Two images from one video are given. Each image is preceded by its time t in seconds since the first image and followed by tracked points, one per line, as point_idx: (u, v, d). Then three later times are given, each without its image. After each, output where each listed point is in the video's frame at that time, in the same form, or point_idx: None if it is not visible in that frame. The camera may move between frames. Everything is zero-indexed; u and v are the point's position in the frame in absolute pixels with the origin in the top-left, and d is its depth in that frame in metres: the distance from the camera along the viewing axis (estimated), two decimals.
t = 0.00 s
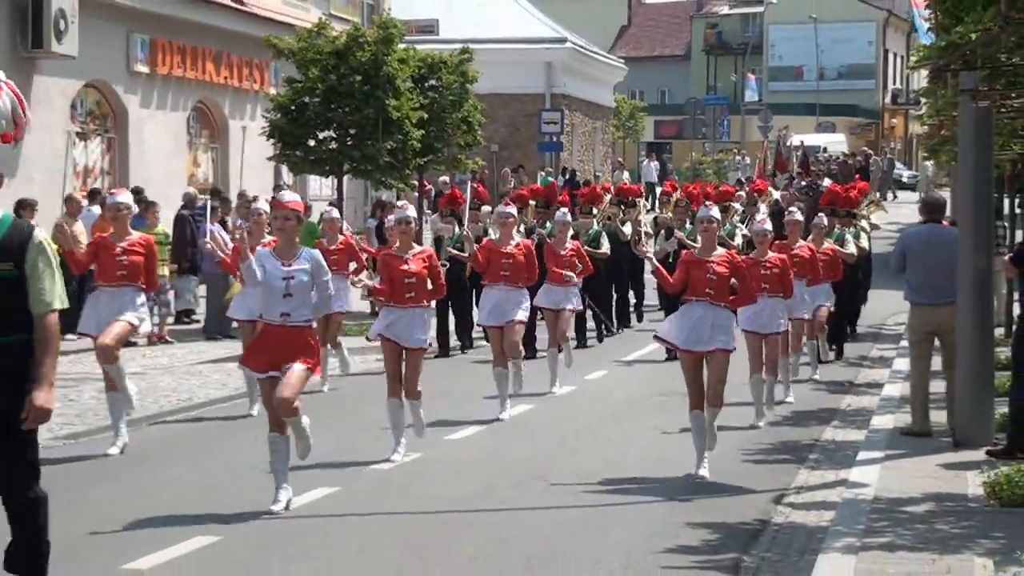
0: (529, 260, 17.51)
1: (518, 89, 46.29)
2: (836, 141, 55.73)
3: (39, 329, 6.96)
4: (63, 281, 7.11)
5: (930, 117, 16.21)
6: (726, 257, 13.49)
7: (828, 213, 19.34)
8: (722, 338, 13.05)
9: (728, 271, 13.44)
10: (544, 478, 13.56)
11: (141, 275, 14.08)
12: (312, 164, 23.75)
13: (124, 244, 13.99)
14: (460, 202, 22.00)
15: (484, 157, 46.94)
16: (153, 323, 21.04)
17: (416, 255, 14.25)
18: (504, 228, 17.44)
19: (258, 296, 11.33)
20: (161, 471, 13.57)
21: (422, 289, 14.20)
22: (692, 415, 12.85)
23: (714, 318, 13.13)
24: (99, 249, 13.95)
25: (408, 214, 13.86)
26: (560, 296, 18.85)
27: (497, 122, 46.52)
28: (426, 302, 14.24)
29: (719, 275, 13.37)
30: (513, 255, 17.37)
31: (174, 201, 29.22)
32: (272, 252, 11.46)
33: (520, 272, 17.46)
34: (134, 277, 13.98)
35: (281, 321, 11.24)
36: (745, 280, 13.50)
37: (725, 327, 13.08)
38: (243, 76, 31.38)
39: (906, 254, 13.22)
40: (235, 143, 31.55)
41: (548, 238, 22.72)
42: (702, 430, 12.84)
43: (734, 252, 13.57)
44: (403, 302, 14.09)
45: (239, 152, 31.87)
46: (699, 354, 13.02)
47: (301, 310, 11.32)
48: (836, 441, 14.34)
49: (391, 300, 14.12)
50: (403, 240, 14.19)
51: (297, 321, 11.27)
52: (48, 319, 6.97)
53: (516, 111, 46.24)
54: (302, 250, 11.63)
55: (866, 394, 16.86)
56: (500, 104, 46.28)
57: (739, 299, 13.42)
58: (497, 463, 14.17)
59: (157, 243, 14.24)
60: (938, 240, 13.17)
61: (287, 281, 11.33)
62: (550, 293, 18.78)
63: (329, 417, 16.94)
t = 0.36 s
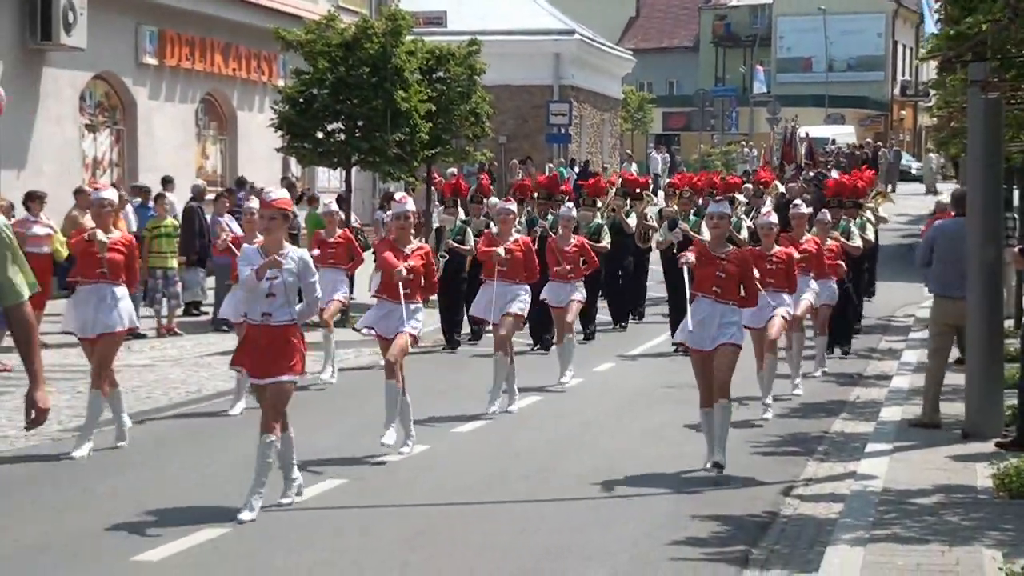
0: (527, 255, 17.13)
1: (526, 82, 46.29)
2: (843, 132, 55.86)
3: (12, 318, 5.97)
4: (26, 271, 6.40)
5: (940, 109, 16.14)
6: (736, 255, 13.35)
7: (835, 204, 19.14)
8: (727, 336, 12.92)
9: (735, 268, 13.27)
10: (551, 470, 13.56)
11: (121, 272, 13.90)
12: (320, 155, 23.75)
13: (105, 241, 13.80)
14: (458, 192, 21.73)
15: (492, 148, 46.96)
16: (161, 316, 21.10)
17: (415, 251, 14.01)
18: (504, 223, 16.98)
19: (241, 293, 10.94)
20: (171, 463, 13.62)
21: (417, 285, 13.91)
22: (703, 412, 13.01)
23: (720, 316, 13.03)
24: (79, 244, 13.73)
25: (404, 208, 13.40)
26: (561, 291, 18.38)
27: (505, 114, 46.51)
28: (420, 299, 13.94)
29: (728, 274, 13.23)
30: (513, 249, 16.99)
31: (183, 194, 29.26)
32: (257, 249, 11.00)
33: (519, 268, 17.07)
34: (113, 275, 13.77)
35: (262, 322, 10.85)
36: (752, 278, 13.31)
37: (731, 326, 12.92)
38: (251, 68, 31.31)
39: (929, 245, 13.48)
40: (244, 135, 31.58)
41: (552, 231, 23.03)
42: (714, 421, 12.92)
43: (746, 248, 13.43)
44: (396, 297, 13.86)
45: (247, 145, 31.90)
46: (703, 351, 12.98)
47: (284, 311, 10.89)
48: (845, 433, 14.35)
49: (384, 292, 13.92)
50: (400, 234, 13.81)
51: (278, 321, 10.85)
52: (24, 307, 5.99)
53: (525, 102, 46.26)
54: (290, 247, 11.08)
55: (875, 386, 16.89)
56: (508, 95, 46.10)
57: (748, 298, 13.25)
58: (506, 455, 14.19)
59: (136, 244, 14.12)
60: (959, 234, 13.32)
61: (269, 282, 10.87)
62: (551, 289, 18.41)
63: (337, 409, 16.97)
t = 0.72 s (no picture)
0: (530, 245, 16.79)
1: (538, 73, 46.46)
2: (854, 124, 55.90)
3: None
4: None
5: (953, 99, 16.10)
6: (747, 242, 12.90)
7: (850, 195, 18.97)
8: (744, 327, 12.61)
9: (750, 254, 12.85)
10: (559, 461, 13.58)
11: (112, 261, 13.56)
12: (330, 147, 23.84)
13: (94, 229, 13.46)
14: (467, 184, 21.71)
15: (504, 140, 47.10)
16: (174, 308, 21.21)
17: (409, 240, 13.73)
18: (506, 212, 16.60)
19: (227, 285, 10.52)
20: (185, 453, 13.69)
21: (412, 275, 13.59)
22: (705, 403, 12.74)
23: (733, 308, 12.63)
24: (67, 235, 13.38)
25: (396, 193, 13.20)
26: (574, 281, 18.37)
27: (517, 106, 46.69)
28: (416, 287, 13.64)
29: (740, 260, 12.79)
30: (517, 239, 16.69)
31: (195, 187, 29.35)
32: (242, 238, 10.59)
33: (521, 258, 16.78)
34: (104, 265, 13.48)
35: (254, 314, 10.44)
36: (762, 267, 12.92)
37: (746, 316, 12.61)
38: (262, 60, 31.32)
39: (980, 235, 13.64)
40: (255, 127, 31.64)
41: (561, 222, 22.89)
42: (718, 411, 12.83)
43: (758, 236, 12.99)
44: (392, 287, 13.52)
45: (259, 136, 31.97)
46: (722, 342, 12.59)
47: (276, 301, 10.51)
48: (856, 425, 14.35)
49: (379, 282, 13.57)
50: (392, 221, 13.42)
51: (271, 311, 10.48)
52: None
53: (537, 94, 46.44)
54: (277, 234, 10.75)
55: (887, 378, 16.91)
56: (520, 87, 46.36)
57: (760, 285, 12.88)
58: (518, 446, 14.20)
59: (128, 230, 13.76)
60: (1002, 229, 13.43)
61: (260, 270, 10.47)
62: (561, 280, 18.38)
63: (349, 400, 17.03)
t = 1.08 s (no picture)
0: (532, 253, 16.43)
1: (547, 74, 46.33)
2: (863, 123, 55.96)
3: None
4: None
5: (965, 98, 16.07)
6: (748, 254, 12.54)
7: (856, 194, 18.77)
8: (750, 342, 12.27)
9: (752, 268, 12.49)
10: (569, 461, 13.58)
11: (91, 265, 12.95)
12: (340, 147, 23.88)
13: (71, 235, 12.83)
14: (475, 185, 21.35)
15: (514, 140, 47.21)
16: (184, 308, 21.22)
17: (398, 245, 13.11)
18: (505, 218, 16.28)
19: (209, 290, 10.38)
20: (196, 452, 13.72)
21: (406, 282, 13.06)
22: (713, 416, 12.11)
23: (738, 323, 12.28)
24: (43, 242, 12.85)
25: (386, 198, 12.85)
26: (577, 290, 18.15)
27: (527, 105, 46.78)
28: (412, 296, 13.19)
29: (744, 274, 12.44)
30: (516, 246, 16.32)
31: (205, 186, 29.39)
32: (227, 241, 10.47)
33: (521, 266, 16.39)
34: (82, 270, 12.87)
35: (236, 320, 10.29)
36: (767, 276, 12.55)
37: (751, 331, 12.27)
38: (272, 59, 31.33)
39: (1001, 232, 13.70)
40: (265, 125, 31.67)
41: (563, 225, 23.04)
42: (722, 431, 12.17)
43: (760, 245, 12.66)
44: (385, 297, 13.03)
45: (269, 134, 32.00)
46: (727, 357, 12.26)
47: (260, 308, 10.36)
48: (866, 425, 14.35)
49: (370, 293, 13.06)
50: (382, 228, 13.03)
51: (253, 319, 10.31)
52: None
53: (547, 93, 46.56)
54: (265, 239, 10.59)
55: (898, 377, 16.91)
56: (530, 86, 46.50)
57: (768, 295, 12.51)
58: (529, 445, 14.21)
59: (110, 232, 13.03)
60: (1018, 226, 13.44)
61: (245, 274, 10.33)
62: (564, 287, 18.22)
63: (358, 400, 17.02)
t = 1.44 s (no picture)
0: (537, 243, 16.40)
1: (562, 71, 47.46)
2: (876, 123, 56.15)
3: None
4: None
5: (980, 98, 16.06)
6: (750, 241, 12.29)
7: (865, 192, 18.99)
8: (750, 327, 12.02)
9: (755, 255, 12.28)
10: (583, 460, 13.57)
11: (83, 263, 12.89)
12: (354, 147, 24.01)
13: (62, 232, 12.80)
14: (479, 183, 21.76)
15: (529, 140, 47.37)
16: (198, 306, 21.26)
17: (394, 239, 13.01)
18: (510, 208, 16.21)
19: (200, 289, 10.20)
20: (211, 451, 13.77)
21: (399, 276, 12.96)
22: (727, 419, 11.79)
23: (737, 309, 12.10)
24: (33, 239, 12.81)
25: (383, 189, 12.67)
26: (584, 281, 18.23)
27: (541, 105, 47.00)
28: (404, 290, 13.05)
29: (746, 261, 12.25)
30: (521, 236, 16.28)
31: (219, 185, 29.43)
32: (218, 237, 10.31)
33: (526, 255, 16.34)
34: (75, 269, 12.82)
35: (229, 318, 10.07)
36: (768, 261, 12.34)
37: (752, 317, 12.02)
38: (286, 58, 31.37)
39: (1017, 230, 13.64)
40: (279, 125, 31.73)
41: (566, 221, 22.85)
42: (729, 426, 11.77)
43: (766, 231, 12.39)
44: (376, 291, 12.92)
45: (282, 134, 32.06)
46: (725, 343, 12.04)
47: (253, 304, 10.15)
48: (881, 424, 14.33)
49: (363, 286, 12.97)
50: (378, 222, 12.93)
51: (246, 316, 10.09)
52: None
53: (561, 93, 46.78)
54: (255, 234, 10.42)
55: (912, 377, 16.93)
56: (544, 86, 47.32)
57: (771, 284, 12.30)
58: (544, 444, 14.21)
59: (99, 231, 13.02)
60: None
61: (236, 271, 10.17)
62: (566, 282, 18.30)
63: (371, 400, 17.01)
